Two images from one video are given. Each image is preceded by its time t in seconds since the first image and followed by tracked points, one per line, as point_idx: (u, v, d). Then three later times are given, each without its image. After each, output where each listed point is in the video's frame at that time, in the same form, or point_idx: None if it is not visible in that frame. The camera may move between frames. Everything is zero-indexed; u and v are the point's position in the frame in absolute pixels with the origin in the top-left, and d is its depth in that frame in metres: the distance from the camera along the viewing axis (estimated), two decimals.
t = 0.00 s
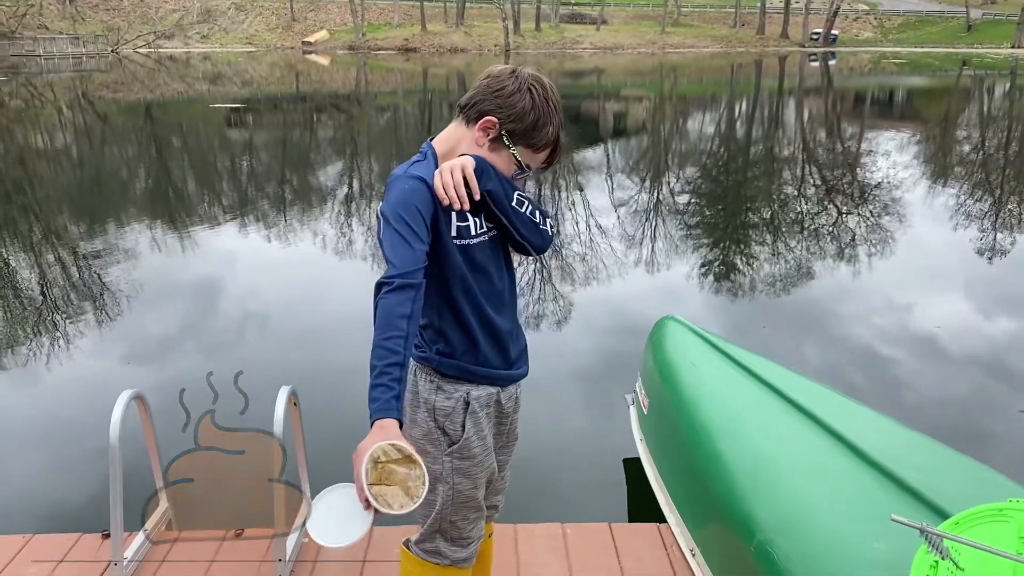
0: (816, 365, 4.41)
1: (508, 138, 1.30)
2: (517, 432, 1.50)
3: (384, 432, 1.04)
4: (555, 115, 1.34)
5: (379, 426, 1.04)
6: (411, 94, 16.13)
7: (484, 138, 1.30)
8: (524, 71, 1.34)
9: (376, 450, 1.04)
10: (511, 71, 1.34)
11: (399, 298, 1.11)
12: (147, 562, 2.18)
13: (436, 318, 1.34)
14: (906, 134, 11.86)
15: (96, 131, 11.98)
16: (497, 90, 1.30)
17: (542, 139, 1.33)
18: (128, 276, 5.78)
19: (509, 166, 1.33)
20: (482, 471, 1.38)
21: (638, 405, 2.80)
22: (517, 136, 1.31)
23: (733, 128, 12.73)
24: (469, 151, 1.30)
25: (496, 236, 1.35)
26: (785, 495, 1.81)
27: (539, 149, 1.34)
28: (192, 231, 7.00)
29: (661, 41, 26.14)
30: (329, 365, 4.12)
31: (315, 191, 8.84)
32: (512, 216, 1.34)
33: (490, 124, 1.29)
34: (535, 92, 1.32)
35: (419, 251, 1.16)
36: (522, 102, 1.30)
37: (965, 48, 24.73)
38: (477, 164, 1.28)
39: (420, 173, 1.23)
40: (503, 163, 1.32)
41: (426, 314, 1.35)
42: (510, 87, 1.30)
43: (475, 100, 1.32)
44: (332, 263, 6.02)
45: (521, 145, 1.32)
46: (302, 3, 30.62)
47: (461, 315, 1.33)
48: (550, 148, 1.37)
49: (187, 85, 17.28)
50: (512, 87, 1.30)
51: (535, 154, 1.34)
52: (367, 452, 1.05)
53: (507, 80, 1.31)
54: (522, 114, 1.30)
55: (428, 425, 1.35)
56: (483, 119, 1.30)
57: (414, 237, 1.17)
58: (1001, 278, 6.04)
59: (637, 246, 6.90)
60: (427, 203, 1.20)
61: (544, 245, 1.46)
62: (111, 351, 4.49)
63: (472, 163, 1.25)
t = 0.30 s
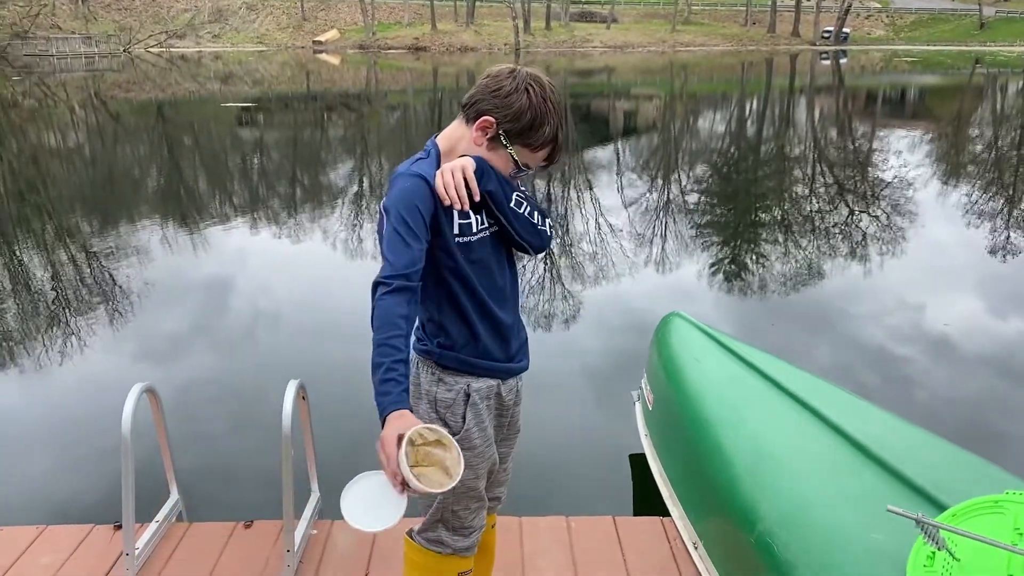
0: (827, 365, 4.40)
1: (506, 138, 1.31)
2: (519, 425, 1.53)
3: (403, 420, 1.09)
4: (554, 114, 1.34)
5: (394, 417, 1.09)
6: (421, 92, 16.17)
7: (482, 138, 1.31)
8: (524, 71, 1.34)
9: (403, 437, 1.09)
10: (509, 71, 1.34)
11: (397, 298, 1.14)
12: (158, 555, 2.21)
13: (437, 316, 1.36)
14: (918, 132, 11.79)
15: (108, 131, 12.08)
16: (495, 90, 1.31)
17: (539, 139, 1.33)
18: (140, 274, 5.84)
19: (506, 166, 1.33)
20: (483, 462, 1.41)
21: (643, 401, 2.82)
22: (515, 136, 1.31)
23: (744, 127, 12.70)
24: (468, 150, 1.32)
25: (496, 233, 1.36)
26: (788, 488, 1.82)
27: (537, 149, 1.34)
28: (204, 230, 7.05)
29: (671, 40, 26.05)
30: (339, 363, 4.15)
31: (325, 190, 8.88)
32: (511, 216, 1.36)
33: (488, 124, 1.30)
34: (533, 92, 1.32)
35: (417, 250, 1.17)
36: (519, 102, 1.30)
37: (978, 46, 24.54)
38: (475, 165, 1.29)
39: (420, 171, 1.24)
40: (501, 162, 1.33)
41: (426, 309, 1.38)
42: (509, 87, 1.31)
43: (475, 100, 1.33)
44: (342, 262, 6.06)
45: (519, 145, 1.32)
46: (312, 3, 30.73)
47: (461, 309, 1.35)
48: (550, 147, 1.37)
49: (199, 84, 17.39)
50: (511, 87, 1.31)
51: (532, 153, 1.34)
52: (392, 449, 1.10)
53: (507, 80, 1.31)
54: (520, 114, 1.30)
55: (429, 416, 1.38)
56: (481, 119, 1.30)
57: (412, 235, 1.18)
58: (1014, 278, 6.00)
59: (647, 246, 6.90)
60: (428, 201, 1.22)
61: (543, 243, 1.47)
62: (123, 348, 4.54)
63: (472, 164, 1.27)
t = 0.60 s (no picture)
0: (837, 365, 4.39)
1: (501, 135, 1.31)
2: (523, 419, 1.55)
3: (443, 403, 1.17)
4: (550, 109, 1.31)
5: (436, 411, 1.17)
6: (430, 92, 16.20)
7: (480, 136, 1.32)
8: (521, 66, 1.33)
9: (451, 420, 1.17)
10: (507, 66, 1.33)
11: (400, 301, 1.21)
12: (169, 549, 2.24)
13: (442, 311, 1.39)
14: (929, 132, 11.73)
15: (118, 131, 12.17)
16: (491, 88, 1.31)
17: (533, 136, 1.31)
18: (150, 274, 5.89)
19: (504, 164, 1.34)
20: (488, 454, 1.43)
21: (650, 399, 2.83)
22: (509, 134, 1.31)
23: (753, 127, 12.67)
24: (467, 149, 1.33)
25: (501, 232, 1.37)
26: (792, 484, 1.83)
27: (534, 144, 1.32)
28: (214, 230, 7.10)
29: (680, 40, 25.98)
30: (348, 362, 4.18)
31: (334, 190, 8.92)
32: (511, 217, 1.36)
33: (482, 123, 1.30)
34: (529, 86, 1.30)
35: (415, 254, 1.23)
36: (513, 97, 1.29)
37: (989, 45, 24.38)
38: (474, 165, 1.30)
39: (422, 172, 1.28)
40: (498, 160, 1.33)
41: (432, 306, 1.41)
42: (503, 83, 1.30)
43: (474, 98, 1.34)
44: (351, 261, 6.09)
45: (515, 143, 1.32)
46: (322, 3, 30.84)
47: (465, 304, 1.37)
48: (549, 141, 1.34)
49: (209, 84, 17.48)
50: (505, 84, 1.30)
51: (529, 149, 1.33)
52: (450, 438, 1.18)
53: (502, 77, 1.31)
54: (513, 111, 1.29)
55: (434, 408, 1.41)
56: (477, 117, 1.32)
57: (413, 239, 1.24)
58: None
59: (656, 245, 6.90)
60: (428, 203, 1.26)
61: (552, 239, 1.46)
62: (134, 347, 4.58)
63: (471, 167, 1.29)
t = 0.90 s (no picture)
0: (844, 368, 4.38)
1: (492, 137, 1.29)
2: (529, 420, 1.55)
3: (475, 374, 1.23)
4: (543, 109, 1.29)
5: (486, 393, 1.22)
6: (436, 94, 16.24)
7: (473, 140, 1.31)
8: (513, 67, 1.32)
9: (499, 388, 1.23)
10: (499, 69, 1.33)
11: (404, 301, 1.25)
12: (176, 548, 2.26)
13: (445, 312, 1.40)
14: (936, 133, 11.71)
15: (126, 133, 12.23)
16: (482, 91, 1.30)
17: (525, 138, 1.29)
18: (157, 275, 5.91)
19: (498, 167, 1.32)
20: (492, 454, 1.44)
21: (654, 400, 2.83)
22: (500, 136, 1.29)
23: (759, 128, 12.66)
24: (462, 154, 1.33)
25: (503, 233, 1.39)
26: (794, 485, 1.83)
27: (528, 145, 1.30)
28: (220, 232, 7.14)
29: (686, 41, 25.97)
30: (353, 363, 4.20)
31: (340, 192, 8.94)
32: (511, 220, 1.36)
33: (474, 125, 1.29)
34: (520, 87, 1.29)
35: (412, 258, 1.26)
36: (504, 99, 1.28)
37: (996, 47, 24.29)
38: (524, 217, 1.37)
39: (418, 178, 1.30)
40: (492, 163, 1.32)
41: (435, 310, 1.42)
42: (494, 85, 1.30)
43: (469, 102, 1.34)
44: (357, 263, 6.11)
45: (507, 144, 1.30)
46: (328, 5, 30.97)
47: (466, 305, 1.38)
48: (544, 141, 1.32)
49: (216, 87, 17.56)
50: (495, 85, 1.30)
51: (523, 148, 1.30)
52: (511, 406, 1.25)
53: (493, 79, 1.30)
54: (502, 113, 1.27)
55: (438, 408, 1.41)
56: (469, 121, 1.31)
57: (407, 242, 1.26)
58: None
59: (662, 247, 6.90)
60: (425, 208, 1.28)
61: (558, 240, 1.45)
62: (141, 347, 4.61)
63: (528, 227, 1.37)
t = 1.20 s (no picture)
0: (849, 372, 4.36)
1: (489, 130, 1.30)
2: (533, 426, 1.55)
3: (486, 367, 1.23)
4: (536, 98, 1.31)
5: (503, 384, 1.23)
6: (440, 98, 16.27)
7: (471, 136, 1.32)
8: (502, 62, 1.35)
9: (520, 374, 1.23)
10: (489, 66, 1.35)
11: (407, 303, 1.26)
12: (179, 553, 2.25)
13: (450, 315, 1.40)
14: (940, 137, 11.68)
15: (130, 136, 12.27)
16: (475, 87, 1.32)
17: (522, 127, 1.30)
18: (161, 279, 5.92)
19: (498, 160, 1.32)
20: (497, 460, 1.43)
21: (658, 405, 2.82)
22: (496, 127, 1.30)
23: (763, 132, 12.65)
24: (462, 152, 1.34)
25: (507, 234, 1.39)
26: (800, 492, 1.82)
27: (525, 135, 1.31)
28: (224, 235, 7.14)
29: (690, 45, 25.98)
30: (357, 367, 4.19)
31: (344, 195, 8.95)
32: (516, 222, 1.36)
33: (471, 120, 1.30)
34: (511, 78, 1.31)
35: (417, 262, 1.26)
36: (499, 91, 1.29)
37: (1000, 50, 24.26)
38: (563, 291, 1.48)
39: (424, 181, 1.29)
40: (491, 157, 1.32)
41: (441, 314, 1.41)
42: (486, 79, 1.32)
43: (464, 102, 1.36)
44: (360, 266, 6.12)
45: (505, 135, 1.30)
46: (333, 9, 31.05)
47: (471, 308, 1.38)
48: (542, 130, 1.33)
49: (220, 90, 17.61)
50: (488, 79, 1.32)
51: (521, 138, 1.31)
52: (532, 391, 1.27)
53: (486, 74, 1.33)
54: (497, 104, 1.29)
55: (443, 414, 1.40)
56: (465, 118, 1.32)
57: (411, 246, 1.25)
58: None
59: (665, 250, 6.89)
60: (430, 211, 1.27)
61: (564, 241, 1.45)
62: (145, 351, 4.61)
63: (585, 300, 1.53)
